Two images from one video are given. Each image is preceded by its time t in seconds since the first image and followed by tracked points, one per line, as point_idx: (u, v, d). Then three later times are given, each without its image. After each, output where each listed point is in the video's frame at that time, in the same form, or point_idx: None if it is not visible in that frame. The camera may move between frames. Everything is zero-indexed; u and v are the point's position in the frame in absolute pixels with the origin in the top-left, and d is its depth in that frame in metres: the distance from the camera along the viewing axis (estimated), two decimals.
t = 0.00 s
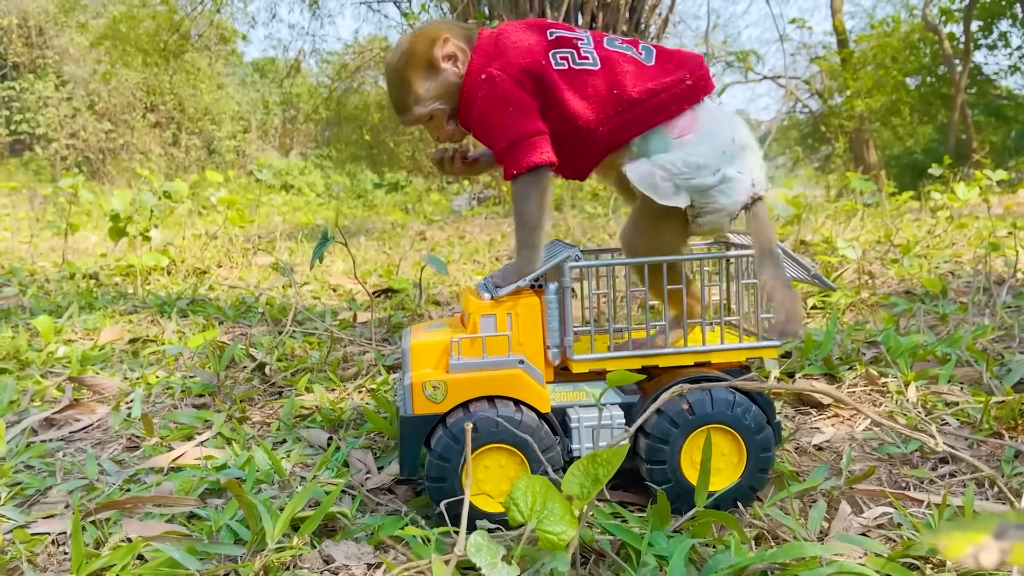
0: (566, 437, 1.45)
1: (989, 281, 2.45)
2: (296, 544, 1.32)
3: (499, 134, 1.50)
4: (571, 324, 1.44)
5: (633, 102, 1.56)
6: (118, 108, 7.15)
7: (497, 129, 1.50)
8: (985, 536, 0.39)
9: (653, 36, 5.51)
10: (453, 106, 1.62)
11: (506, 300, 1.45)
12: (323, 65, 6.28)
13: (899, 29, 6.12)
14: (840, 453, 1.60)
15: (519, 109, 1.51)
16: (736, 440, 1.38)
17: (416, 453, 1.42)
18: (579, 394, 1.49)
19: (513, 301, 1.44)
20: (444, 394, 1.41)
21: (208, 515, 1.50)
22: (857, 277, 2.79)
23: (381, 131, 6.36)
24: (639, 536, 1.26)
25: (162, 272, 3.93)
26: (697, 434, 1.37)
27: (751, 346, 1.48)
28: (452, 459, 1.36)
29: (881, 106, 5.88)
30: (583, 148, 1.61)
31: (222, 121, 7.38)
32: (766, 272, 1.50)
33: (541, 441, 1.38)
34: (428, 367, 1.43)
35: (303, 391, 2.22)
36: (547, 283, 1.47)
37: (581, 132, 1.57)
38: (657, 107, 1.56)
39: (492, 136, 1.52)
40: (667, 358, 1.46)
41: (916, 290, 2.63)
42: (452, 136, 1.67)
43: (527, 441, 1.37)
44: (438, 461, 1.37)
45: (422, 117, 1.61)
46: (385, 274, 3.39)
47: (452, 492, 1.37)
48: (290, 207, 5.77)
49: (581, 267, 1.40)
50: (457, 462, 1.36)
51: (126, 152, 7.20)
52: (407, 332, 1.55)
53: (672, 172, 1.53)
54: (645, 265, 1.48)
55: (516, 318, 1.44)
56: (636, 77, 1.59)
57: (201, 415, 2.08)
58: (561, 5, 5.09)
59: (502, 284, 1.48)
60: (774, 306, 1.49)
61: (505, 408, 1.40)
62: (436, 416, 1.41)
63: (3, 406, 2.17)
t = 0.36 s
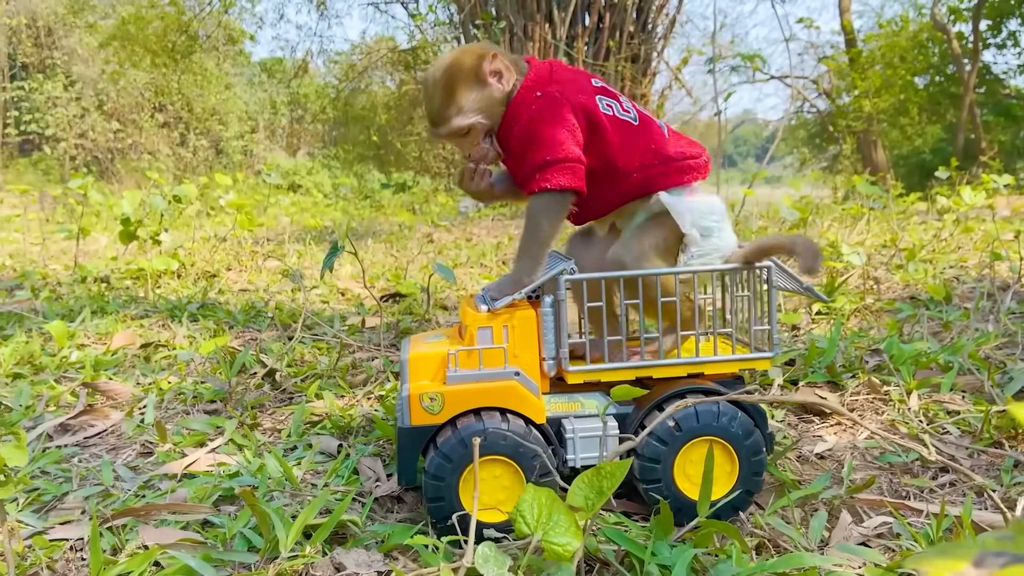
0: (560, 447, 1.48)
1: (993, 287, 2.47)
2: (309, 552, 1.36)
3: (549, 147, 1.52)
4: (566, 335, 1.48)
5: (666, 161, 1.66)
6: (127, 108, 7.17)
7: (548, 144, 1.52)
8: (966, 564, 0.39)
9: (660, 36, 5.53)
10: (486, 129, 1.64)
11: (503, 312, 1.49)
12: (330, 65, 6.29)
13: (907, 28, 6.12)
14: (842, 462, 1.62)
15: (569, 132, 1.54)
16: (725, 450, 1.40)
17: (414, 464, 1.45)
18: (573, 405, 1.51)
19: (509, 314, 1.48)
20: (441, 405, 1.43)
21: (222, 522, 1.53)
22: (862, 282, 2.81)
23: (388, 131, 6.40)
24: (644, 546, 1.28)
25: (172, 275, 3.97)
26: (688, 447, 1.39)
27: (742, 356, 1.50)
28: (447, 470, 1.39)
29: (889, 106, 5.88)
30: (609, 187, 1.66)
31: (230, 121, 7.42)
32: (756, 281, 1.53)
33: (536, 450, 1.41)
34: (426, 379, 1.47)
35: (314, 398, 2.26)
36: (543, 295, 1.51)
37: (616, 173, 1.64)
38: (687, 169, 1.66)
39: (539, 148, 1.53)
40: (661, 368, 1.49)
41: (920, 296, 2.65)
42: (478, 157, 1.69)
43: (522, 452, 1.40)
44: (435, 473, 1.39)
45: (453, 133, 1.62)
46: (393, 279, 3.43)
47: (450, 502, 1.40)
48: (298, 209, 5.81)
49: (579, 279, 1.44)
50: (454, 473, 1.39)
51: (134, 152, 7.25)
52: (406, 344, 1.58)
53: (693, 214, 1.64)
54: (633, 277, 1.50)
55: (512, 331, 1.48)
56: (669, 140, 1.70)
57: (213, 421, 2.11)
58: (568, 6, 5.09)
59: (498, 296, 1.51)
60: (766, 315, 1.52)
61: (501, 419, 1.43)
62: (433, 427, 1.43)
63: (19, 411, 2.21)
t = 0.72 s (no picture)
0: (498, 451, 1.49)
1: (999, 288, 2.47)
2: (312, 553, 1.39)
3: (647, 179, 1.53)
4: (508, 340, 1.47)
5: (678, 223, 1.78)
6: (138, 104, 7.19)
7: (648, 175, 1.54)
8: None
9: (669, 32, 5.51)
10: (568, 134, 1.53)
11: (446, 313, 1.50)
12: (340, 61, 6.30)
13: (918, 24, 6.09)
14: (842, 464, 1.63)
15: (654, 164, 1.56)
16: (659, 464, 1.41)
17: (350, 457, 1.47)
18: (515, 410, 1.51)
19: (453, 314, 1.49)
20: (378, 402, 1.44)
21: (228, 522, 1.56)
22: (868, 282, 2.81)
23: (398, 129, 6.55)
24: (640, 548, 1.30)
25: (182, 273, 4.01)
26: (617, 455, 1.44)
27: (682, 371, 1.51)
28: (378, 465, 1.41)
29: (899, 102, 5.85)
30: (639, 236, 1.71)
31: (240, 117, 7.46)
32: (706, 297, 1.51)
33: (463, 449, 1.42)
34: (368, 376, 1.48)
35: (320, 398, 2.28)
36: (492, 299, 1.51)
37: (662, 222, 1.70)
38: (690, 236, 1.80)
39: (633, 177, 1.53)
40: (600, 379, 1.51)
41: (927, 296, 2.65)
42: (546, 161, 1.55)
43: (457, 453, 1.42)
44: (367, 466, 1.42)
45: (540, 119, 1.51)
46: (401, 278, 3.45)
47: (380, 497, 1.42)
48: (307, 206, 5.84)
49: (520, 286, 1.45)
50: (385, 468, 1.41)
51: (145, 148, 7.28)
52: (359, 339, 1.59)
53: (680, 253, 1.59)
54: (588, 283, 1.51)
55: (455, 333, 1.48)
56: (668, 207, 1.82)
57: (221, 421, 2.14)
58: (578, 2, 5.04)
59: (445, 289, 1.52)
60: (710, 333, 1.52)
61: (439, 419, 1.43)
62: (370, 423, 1.44)
63: (30, 411, 2.23)
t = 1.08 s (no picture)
0: (495, 443, 1.49)
1: (1010, 284, 2.47)
2: (326, 544, 1.40)
3: (644, 179, 1.58)
4: (504, 333, 1.48)
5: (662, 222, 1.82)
6: (147, 99, 7.19)
7: (643, 176, 1.58)
8: (952, 563, 0.39)
9: (679, 27, 5.50)
10: (593, 117, 1.58)
11: (442, 306, 1.49)
12: (349, 56, 6.29)
13: (930, 18, 6.04)
14: (853, 459, 1.63)
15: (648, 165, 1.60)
16: (650, 449, 1.42)
17: (347, 452, 1.48)
18: (512, 403, 1.51)
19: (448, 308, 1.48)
20: (375, 396, 1.45)
21: (241, 513, 1.57)
22: (879, 278, 2.80)
23: (406, 123, 6.50)
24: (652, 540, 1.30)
25: (193, 267, 4.03)
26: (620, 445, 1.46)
27: (678, 363, 1.50)
28: (374, 461, 1.42)
29: (911, 98, 5.82)
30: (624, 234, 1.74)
31: (250, 112, 7.48)
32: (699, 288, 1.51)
33: (454, 433, 1.43)
34: (365, 370, 1.49)
35: (331, 391, 2.30)
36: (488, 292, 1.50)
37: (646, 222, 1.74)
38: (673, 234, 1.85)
39: (631, 176, 1.57)
40: (597, 371, 1.51)
41: (938, 292, 2.65)
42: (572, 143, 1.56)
43: (455, 445, 1.43)
44: (365, 461, 1.43)
45: (571, 96, 1.55)
46: (410, 272, 3.46)
47: (379, 491, 1.44)
48: (317, 200, 5.86)
49: (515, 280, 1.46)
50: (382, 462, 1.42)
51: (155, 143, 7.30)
52: (356, 334, 1.60)
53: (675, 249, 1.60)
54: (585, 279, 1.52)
55: (452, 326, 1.47)
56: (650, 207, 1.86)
57: (233, 413, 2.15)
58: None
59: (439, 284, 1.51)
60: (706, 324, 1.52)
61: (437, 412, 1.44)
62: (367, 417, 1.45)
63: (45, 402, 2.25)
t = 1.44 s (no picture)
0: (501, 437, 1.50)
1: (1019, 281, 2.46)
2: (335, 536, 1.41)
3: (649, 174, 1.59)
4: (511, 327, 1.49)
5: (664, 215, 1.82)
6: (154, 95, 7.15)
7: (646, 170, 1.59)
8: (966, 553, 0.41)
9: (687, 23, 5.49)
10: (577, 107, 1.59)
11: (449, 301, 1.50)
12: (356, 52, 6.29)
13: (940, 15, 6.00)
14: (862, 455, 1.63)
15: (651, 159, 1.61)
16: (656, 442, 1.42)
17: (354, 446, 1.47)
18: (518, 397, 1.52)
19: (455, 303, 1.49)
20: (382, 389, 1.44)
21: (251, 505, 1.58)
22: (888, 275, 2.79)
23: (412, 119, 6.62)
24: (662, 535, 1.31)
25: (200, 262, 4.03)
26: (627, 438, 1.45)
27: (685, 357, 1.50)
28: (382, 456, 1.43)
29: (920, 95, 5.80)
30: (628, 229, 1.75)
31: (257, 108, 7.48)
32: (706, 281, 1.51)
33: (460, 425, 1.43)
34: (371, 363, 1.48)
35: (339, 384, 2.30)
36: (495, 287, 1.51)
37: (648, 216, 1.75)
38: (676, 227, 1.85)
39: (636, 171, 1.58)
40: (604, 365, 1.51)
41: (947, 289, 2.64)
42: (552, 133, 1.57)
43: (462, 439, 1.43)
44: (373, 457, 1.43)
45: (551, 85, 1.57)
46: (418, 267, 3.47)
47: (386, 486, 1.43)
48: (323, 196, 5.86)
49: (523, 273, 1.46)
50: (390, 457, 1.42)
51: (162, 138, 7.29)
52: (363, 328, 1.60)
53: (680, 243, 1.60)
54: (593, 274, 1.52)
55: (459, 320, 1.48)
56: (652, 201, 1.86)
57: (241, 406, 2.16)
58: None
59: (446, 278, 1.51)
60: (712, 318, 1.52)
61: (444, 406, 1.44)
62: (374, 411, 1.45)
63: (54, 395, 2.26)
